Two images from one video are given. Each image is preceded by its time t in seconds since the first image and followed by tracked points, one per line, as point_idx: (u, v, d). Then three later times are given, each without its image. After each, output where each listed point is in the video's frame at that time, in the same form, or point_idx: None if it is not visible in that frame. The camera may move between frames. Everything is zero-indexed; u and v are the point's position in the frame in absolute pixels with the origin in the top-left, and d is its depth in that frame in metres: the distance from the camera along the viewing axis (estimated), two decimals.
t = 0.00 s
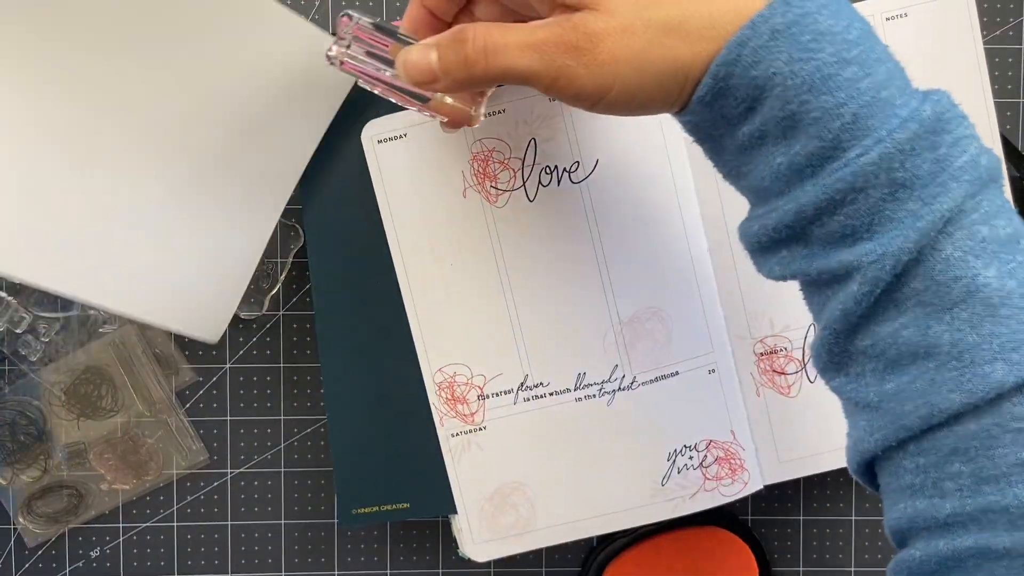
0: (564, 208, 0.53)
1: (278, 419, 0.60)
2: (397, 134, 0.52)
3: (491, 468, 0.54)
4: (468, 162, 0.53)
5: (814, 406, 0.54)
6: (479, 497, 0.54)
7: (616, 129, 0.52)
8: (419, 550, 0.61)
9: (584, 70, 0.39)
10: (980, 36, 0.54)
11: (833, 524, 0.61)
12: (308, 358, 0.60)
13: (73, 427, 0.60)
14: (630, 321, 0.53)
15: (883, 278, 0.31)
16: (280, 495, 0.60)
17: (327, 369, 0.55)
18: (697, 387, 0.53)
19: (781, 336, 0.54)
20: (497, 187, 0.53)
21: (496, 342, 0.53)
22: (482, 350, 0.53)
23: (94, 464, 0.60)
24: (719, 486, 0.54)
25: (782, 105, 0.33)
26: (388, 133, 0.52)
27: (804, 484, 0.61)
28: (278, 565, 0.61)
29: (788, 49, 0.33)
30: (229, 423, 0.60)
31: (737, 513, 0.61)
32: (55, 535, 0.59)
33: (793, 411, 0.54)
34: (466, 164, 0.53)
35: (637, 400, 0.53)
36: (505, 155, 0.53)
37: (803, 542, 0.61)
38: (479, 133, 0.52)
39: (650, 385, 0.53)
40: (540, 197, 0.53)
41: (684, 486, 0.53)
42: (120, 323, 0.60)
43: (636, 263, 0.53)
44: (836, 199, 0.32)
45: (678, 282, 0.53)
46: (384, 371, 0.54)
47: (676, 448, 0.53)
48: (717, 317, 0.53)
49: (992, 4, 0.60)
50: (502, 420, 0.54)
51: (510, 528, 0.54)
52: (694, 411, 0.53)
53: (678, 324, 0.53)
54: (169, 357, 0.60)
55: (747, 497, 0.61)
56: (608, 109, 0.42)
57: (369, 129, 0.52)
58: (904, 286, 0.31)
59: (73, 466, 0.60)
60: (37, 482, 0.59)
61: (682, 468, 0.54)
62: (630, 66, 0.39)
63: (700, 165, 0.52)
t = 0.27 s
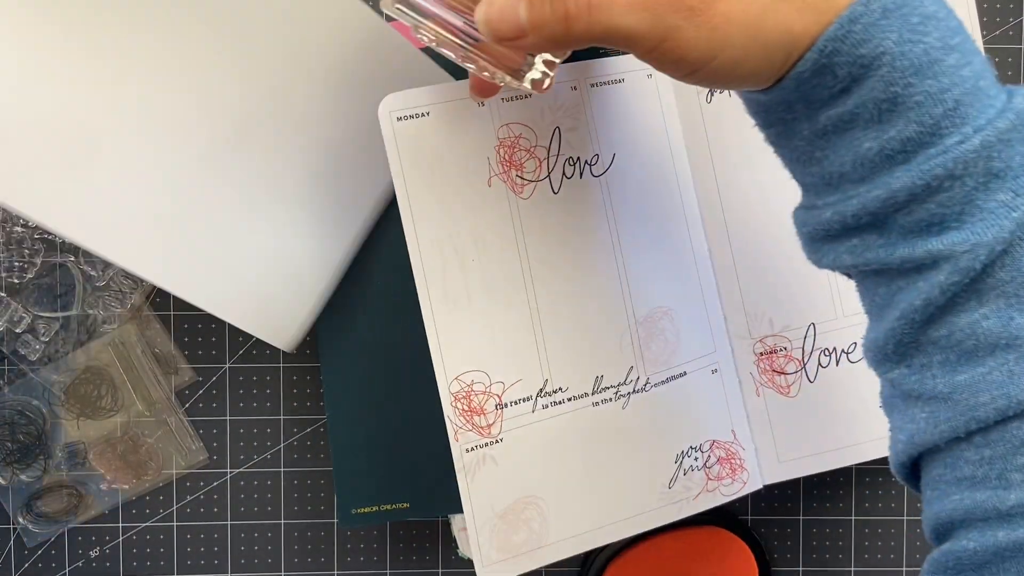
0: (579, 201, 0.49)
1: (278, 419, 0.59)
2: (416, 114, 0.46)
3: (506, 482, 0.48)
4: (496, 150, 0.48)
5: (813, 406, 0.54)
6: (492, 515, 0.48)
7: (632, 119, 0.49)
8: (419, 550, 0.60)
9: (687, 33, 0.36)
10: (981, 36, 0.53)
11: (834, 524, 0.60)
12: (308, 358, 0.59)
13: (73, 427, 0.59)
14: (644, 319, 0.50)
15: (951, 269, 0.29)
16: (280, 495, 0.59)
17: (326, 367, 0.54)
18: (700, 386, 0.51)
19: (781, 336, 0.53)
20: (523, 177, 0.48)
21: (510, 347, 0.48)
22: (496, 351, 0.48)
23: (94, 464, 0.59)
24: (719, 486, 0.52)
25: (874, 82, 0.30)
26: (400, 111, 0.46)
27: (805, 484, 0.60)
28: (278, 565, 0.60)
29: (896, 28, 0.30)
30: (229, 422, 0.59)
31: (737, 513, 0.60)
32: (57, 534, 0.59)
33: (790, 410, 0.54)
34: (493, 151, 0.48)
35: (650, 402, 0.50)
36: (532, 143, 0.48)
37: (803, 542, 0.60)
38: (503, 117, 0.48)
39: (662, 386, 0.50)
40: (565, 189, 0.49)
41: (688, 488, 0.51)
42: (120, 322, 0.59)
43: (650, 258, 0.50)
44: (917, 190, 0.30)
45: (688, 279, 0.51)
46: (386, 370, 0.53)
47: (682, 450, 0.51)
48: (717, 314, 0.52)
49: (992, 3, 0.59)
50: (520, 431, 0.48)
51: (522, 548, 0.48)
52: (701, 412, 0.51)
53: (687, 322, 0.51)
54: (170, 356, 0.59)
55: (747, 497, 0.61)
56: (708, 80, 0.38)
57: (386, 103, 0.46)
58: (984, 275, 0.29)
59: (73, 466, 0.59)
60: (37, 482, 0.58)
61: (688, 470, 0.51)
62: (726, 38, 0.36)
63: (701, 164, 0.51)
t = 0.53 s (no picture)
0: (562, 206, 0.53)
1: (278, 419, 0.60)
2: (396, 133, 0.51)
3: (491, 466, 0.54)
4: (470, 160, 0.53)
5: (814, 407, 0.54)
6: (478, 496, 0.54)
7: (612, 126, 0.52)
8: (419, 550, 0.61)
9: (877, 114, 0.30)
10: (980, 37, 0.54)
11: (833, 524, 0.61)
12: (308, 358, 0.60)
13: (73, 427, 0.59)
14: (628, 321, 0.53)
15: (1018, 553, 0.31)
16: (280, 495, 0.60)
17: (326, 368, 0.55)
18: (693, 386, 0.53)
19: (781, 336, 0.54)
20: (499, 185, 0.53)
21: (495, 342, 0.53)
22: (479, 347, 0.53)
23: (95, 464, 0.59)
24: (717, 485, 0.54)
25: (992, 226, 0.29)
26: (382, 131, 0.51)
27: (805, 484, 0.61)
28: (278, 565, 0.61)
29: None
30: (229, 423, 0.60)
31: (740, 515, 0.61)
32: (55, 535, 0.60)
33: (793, 411, 0.54)
34: (467, 162, 0.53)
35: (635, 399, 0.53)
36: (506, 154, 0.53)
37: (803, 541, 0.61)
38: (480, 132, 0.52)
39: (647, 384, 0.53)
40: (541, 196, 0.53)
41: (682, 485, 0.54)
42: (119, 322, 0.60)
43: (636, 262, 0.53)
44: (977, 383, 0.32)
45: (680, 280, 0.53)
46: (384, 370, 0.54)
47: (674, 447, 0.54)
48: (717, 317, 0.53)
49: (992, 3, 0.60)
50: (500, 419, 0.53)
51: (507, 527, 0.54)
52: (694, 410, 0.54)
53: (676, 324, 0.53)
54: (169, 356, 0.60)
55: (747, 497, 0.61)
56: (823, 191, 0.31)
57: (366, 125, 0.51)
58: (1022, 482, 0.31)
59: (73, 467, 0.59)
60: (37, 482, 0.59)
61: (680, 467, 0.54)
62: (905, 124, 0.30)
63: (700, 164, 0.53)
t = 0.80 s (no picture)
0: (561, 207, 0.53)
1: (278, 419, 0.60)
2: (396, 135, 0.52)
3: (489, 466, 0.54)
4: (468, 162, 0.53)
5: (813, 407, 0.54)
6: (477, 496, 0.54)
7: (612, 128, 0.52)
8: (419, 550, 0.61)
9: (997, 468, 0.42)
10: (980, 38, 0.54)
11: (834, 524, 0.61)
12: (308, 358, 0.60)
13: (74, 427, 0.59)
14: (628, 320, 0.53)
15: None
16: (280, 495, 0.60)
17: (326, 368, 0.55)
18: (693, 386, 0.54)
19: (782, 336, 0.54)
20: (497, 186, 0.53)
21: (492, 342, 0.53)
22: (478, 347, 0.53)
23: (95, 464, 0.59)
24: (717, 485, 0.54)
25: None
26: (382, 135, 0.52)
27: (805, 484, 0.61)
28: (278, 565, 0.61)
29: None
30: (229, 423, 0.60)
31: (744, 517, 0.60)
32: (56, 535, 0.60)
33: (791, 411, 0.54)
34: (466, 163, 0.53)
35: (635, 399, 0.54)
36: (505, 154, 0.53)
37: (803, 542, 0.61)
38: (478, 133, 0.53)
39: (648, 385, 0.54)
40: (540, 197, 0.53)
41: (681, 485, 0.54)
42: (120, 321, 0.60)
43: (636, 262, 0.53)
44: None
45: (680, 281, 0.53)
46: (383, 370, 0.54)
47: (674, 448, 0.54)
48: (716, 317, 0.54)
49: (993, 3, 0.60)
50: (502, 418, 0.54)
51: (508, 526, 0.54)
52: (694, 411, 0.54)
53: (677, 323, 0.53)
54: (170, 356, 0.60)
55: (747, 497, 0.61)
56: None
57: (368, 128, 0.52)
58: None
59: (74, 466, 0.59)
60: (37, 482, 0.59)
61: (680, 467, 0.54)
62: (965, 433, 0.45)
63: (701, 165, 0.53)
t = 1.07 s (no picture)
0: (560, 207, 0.53)
1: (278, 419, 0.60)
2: (396, 135, 0.52)
3: (488, 466, 0.54)
4: (468, 162, 0.53)
5: (813, 407, 0.54)
6: (478, 495, 0.54)
7: (612, 128, 0.52)
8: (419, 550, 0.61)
9: None
10: (980, 38, 0.54)
11: (833, 524, 0.61)
12: (308, 358, 0.60)
13: (73, 427, 0.59)
14: (628, 320, 0.53)
15: None
16: (280, 495, 0.60)
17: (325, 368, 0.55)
18: (693, 386, 0.54)
19: (781, 335, 0.54)
20: (496, 187, 0.53)
21: (492, 342, 0.53)
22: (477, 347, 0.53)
23: (95, 464, 0.59)
24: (716, 485, 0.54)
25: None
26: (382, 136, 0.52)
27: (804, 484, 0.61)
28: (278, 565, 0.61)
29: None
30: (229, 423, 0.60)
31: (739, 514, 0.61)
32: (56, 535, 0.60)
33: (792, 411, 0.54)
34: (466, 164, 0.53)
35: (635, 399, 0.54)
36: (505, 155, 0.53)
37: (803, 542, 0.61)
38: (478, 133, 0.53)
39: (647, 385, 0.54)
40: (540, 197, 0.53)
41: (681, 485, 0.54)
42: (120, 322, 0.60)
43: (635, 263, 0.53)
44: None
45: (680, 281, 0.53)
46: (383, 370, 0.54)
47: (674, 448, 0.54)
48: (716, 317, 0.54)
49: (992, 3, 0.60)
50: (501, 418, 0.54)
51: (507, 526, 0.54)
52: (694, 411, 0.54)
53: (677, 324, 0.53)
54: (170, 356, 0.60)
55: (746, 497, 0.61)
56: None
57: (368, 129, 0.52)
58: None
59: (74, 466, 0.59)
60: (38, 482, 0.59)
61: (679, 467, 0.54)
62: None
63: (701, 165, 0.52)
